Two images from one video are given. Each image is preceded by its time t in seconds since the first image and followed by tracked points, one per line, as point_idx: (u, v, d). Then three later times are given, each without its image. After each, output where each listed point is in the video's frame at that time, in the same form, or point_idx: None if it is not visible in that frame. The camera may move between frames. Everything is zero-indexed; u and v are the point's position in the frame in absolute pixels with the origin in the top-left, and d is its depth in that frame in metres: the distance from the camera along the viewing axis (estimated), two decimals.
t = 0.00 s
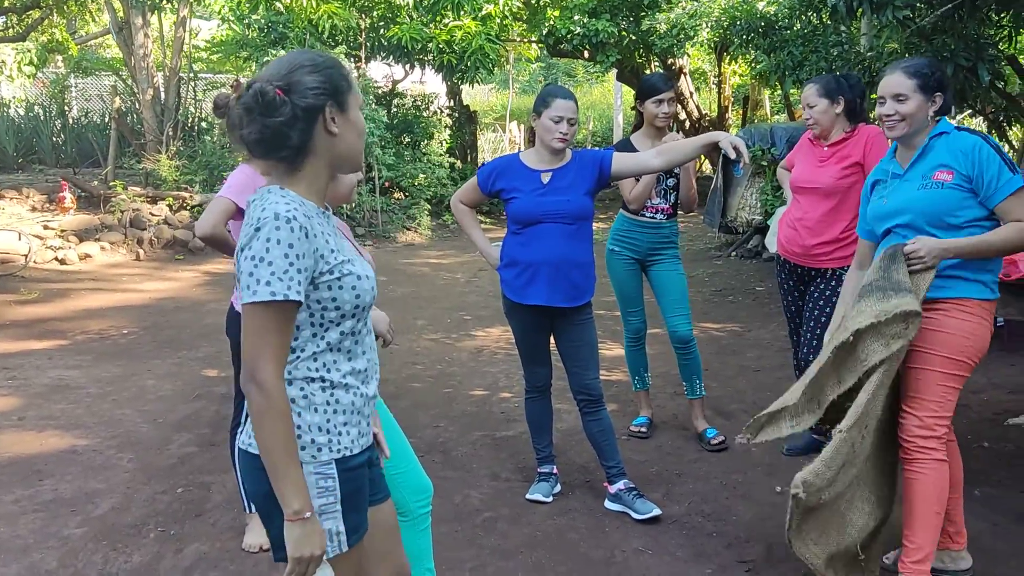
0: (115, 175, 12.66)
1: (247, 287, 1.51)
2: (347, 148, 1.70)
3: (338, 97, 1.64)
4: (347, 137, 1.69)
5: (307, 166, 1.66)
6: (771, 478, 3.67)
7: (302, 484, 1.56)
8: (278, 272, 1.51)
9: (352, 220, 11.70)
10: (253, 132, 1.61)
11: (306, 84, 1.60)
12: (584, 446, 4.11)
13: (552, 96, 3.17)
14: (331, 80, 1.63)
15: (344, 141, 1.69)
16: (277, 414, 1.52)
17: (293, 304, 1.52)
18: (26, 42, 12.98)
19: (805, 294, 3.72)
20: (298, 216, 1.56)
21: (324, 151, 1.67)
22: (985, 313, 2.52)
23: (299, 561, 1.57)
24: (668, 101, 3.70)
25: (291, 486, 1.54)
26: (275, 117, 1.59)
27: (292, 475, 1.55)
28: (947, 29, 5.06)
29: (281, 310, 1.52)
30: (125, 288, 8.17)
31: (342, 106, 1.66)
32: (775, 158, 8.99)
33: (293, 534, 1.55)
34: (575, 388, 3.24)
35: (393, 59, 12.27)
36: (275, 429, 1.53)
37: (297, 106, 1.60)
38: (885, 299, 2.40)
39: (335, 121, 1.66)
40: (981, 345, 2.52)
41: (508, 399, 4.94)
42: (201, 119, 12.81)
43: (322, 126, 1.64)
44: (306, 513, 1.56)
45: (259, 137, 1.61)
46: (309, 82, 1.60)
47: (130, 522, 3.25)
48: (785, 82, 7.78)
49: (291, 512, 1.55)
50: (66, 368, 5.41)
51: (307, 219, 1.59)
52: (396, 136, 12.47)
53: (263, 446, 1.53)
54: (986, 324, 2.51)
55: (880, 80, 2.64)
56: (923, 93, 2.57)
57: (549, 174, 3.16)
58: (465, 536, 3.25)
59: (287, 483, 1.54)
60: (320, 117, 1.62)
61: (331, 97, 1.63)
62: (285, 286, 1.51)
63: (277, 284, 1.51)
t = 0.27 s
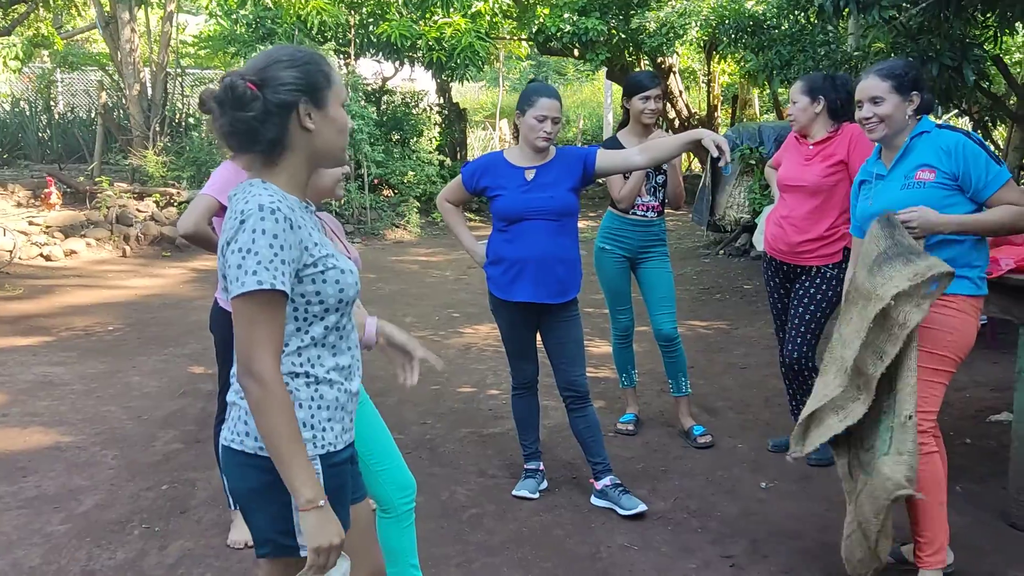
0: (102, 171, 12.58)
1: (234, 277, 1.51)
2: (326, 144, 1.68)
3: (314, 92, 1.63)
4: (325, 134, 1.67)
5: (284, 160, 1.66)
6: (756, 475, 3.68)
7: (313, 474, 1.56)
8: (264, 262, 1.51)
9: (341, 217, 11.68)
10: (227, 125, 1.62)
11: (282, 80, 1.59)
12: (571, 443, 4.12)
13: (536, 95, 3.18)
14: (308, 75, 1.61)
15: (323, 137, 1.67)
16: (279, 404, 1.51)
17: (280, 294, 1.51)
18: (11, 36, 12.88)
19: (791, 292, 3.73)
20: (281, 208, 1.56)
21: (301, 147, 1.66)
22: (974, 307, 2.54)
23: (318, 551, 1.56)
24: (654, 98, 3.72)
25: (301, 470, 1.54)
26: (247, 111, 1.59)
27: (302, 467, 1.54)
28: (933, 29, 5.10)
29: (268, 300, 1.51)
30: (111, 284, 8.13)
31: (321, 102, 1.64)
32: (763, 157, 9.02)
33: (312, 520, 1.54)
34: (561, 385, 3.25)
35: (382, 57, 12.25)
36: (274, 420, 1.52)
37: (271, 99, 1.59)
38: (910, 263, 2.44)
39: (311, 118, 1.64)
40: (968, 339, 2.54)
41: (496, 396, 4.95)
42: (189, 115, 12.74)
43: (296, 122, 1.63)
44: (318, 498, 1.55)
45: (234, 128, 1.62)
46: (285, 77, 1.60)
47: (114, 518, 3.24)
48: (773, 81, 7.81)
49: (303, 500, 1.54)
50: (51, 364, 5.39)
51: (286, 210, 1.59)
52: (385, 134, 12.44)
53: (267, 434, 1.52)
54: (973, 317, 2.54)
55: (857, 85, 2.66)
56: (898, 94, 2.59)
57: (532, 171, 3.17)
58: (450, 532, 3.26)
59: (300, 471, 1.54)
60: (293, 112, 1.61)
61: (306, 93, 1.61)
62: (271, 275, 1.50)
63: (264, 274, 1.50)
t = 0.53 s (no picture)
0: (92, 168, 12.52)
1: (203, 276, 1.51)
2: (307, 145, 1.67)
3: (299, 91, 1.62)
4: (307, 134, 1.66)
5: (263, 154, 1.65)
6: (746, 474, 3.69)
7: (292, 467, 1.55)
8: (231, 260, 1.50)
9: (333, 215, 11.65)
10: (206, 107, 1.61)
11: (266, 73, 1.59)
12: (561, 442, 4.12)
13: (525, 95, 3.17)
14: (293, 72, 1.61)
15: (304, 137, 1.66)
16: (257, 400, 1.51)
17: (248, 292, 1.51)
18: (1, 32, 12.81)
19: (781, 292, 3.74)
20: (251, 205, 1.56)
21: (281, 143, 1.65)
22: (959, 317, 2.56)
23: (303, 544, 1.55)
24: (642, 98, 3.72)
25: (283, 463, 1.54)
26: (226, 97, 1.59)
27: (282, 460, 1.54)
28: (924, 30, 5.13)
29: (236, 299, 1.50)
30: (100, 282, 8.10)
31: (305, 102, 1.63)
32: (755, 158, 9.05)
33: (296, 514, 1.54)
34: (551, 384, 3.25)
35: (374, 55, 12.23)
36: (251, 420, 1.51)
37: (254, 89, 1.59)
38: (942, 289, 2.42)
39: (292, 115, 1.63)
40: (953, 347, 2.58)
41: (487, 395, 4.95)
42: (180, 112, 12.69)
43: (277, 117, 1.62)
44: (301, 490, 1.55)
45: (212, 112, 1.61)
46: (270, 72, 1.59)
47: (102, 517, 3.23)
48: (765, 81, 7.83)
49: (285, 496, 1.53)
50: (39, 362, 5.36)
51: (259, 205, 1.59)
52: (377, 132, 12.42)
53: (249, 430, 1.51)
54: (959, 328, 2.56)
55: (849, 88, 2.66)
56: (888, 99, 2.59)
57: (522, 170, 3.17)
58: (440, 531, 3.25)
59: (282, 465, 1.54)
60: (275, 106, 1.60)
61: (289, 90, 1.61)
62: (238, 270, 1.50)
63: (230, 272, 1.50)
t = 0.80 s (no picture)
0: (89, 166, 12.50)
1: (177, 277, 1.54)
2: (303, 138, 1.66)
3: (288, 82, 1.62)
4: (303, 127, 1.66)
5: (263, 151, 1.66)
6: (742, 474, 3.69)
7: (228, 482, 1.54)
8: (200, 264, 1.51)
9: (331, 214, 11.65)
10: (199, 108, 1.62)
11: (255, 70, 1.60)
12: (557, 442, 4.12)
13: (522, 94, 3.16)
14: (281, 66, 1.61)
15: (299, 130, 1.65)
16: (206, 409, 1.53)
17: (213, 297, 1.52)
18: None
19: (780, 293, 3.74)
20: (227, 209, 1.56)
21: (279, 139, 1.65)
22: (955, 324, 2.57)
23: (220, 559, 1.53)
24: (636, 98, 3.72)
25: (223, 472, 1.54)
26: (216, 97, 1.60)
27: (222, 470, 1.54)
28: (920, 32, 5.14)
29: (203, 302, 1.52)
30: (97, 280, 8.08)
31: (295, 94, 1.63)
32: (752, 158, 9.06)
33: (216, 528, 1.52)
34: (548, 384, 3.25)
35: (372, 54, 12.22)
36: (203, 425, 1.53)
37: (242, 88, 1.60)
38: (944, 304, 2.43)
39: (284, 109, 1.63)
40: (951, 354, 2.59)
41: (483, 395, 4.94)
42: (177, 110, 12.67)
43: (268, 112, 1.62)
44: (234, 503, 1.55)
45: (205, 113, 1.62)
46: (259, 68, 1.60)
47: (97, 517, 3.22)
48: (762, 82, 7.84)
49: (212, 508, 1.54)
50: (35, 361, 5.35)
51: (241, 207, 1.58)
52: (375, 131, 12.40)
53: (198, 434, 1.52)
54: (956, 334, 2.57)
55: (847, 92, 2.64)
56: (885, 104, 2.57)
57: (519, 169, 3.17)
58: (435, 531, 3.25)
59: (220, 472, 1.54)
60: (265, 101, 1.60)
61: (279, 84, 1.61)
62: (206, 275, 1.51)
63: (197, 277, 1.51)
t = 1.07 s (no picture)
0: (90, 165, 12.50)
1: (210, 269, 1.51)
2: (311, 138, 1.67)
3: (289, 87, 1.61)
4: (311, 128, 1.66)
5: (273, 156, 1.65)
6: (741, 476, 3.69)
7: (239, 484, 1.53)
8: (239, 255, 1.51)
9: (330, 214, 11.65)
10: (204, 127, 1.63)
11: (259, 81, 1.60)
12: (557, 442, 4.13)
13: (521, 94, 3.16)
14: (282, 71, 1.61)
15: (308, 131, 1.66)
16: (233, 402, 1.51)
17: (254, 288, 1.51)
18: None
19: (781, 294, 3.74)
20: (263, 202, 1.57)
21: (288, 142, 1.66)
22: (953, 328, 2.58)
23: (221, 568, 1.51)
24: (627, 99, 3.72)
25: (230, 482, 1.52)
26: (221, 114, 1.60)
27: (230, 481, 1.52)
28: (921, 33, 5.15)
29: (240, 292, 1.51)
30: (97, 280, 8.08)
31: (298, 96, 1.63)
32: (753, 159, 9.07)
33: (220, 536, 1.50)
34: (548, 385, 3.25)
35: (373, 54, 12.23)
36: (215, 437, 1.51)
37: (245, 100, 1.60)
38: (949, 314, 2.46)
39: (289, 113, 1.63)
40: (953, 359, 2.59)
41: (483, 395, 4.95)
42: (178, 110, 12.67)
43: (274, 119, 1.63)
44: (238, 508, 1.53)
45: (211, 133, 1.63)
46: (262, 78, 1.60)
47: (97, 516, 3.23)
48: (762, 83, 7.85)
49: (226, 512, 1.51)
50: (35, 360, 5.35)
51: (268, 199, 1.59)
52: (375, 131, 12.39)
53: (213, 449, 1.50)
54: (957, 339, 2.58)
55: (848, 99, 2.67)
56: (865, 106, 2.62)
57: (519, 169, 3.17)
58: (435, 532, 3.25)
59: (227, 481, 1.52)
60: (270, 109, 1.60)
61: (283, 91, 1.61)
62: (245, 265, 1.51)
63: (237, 267, 1.50)
